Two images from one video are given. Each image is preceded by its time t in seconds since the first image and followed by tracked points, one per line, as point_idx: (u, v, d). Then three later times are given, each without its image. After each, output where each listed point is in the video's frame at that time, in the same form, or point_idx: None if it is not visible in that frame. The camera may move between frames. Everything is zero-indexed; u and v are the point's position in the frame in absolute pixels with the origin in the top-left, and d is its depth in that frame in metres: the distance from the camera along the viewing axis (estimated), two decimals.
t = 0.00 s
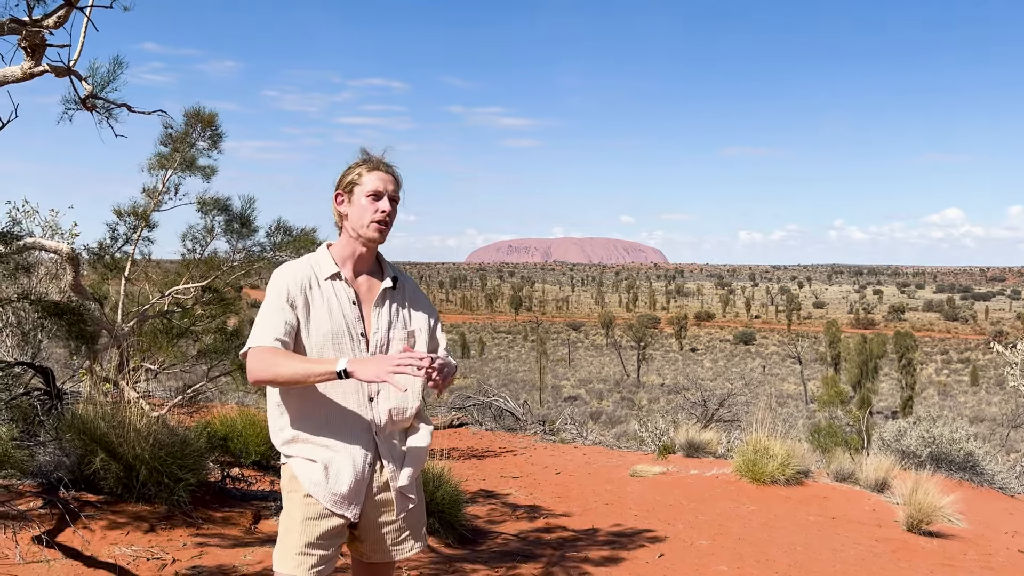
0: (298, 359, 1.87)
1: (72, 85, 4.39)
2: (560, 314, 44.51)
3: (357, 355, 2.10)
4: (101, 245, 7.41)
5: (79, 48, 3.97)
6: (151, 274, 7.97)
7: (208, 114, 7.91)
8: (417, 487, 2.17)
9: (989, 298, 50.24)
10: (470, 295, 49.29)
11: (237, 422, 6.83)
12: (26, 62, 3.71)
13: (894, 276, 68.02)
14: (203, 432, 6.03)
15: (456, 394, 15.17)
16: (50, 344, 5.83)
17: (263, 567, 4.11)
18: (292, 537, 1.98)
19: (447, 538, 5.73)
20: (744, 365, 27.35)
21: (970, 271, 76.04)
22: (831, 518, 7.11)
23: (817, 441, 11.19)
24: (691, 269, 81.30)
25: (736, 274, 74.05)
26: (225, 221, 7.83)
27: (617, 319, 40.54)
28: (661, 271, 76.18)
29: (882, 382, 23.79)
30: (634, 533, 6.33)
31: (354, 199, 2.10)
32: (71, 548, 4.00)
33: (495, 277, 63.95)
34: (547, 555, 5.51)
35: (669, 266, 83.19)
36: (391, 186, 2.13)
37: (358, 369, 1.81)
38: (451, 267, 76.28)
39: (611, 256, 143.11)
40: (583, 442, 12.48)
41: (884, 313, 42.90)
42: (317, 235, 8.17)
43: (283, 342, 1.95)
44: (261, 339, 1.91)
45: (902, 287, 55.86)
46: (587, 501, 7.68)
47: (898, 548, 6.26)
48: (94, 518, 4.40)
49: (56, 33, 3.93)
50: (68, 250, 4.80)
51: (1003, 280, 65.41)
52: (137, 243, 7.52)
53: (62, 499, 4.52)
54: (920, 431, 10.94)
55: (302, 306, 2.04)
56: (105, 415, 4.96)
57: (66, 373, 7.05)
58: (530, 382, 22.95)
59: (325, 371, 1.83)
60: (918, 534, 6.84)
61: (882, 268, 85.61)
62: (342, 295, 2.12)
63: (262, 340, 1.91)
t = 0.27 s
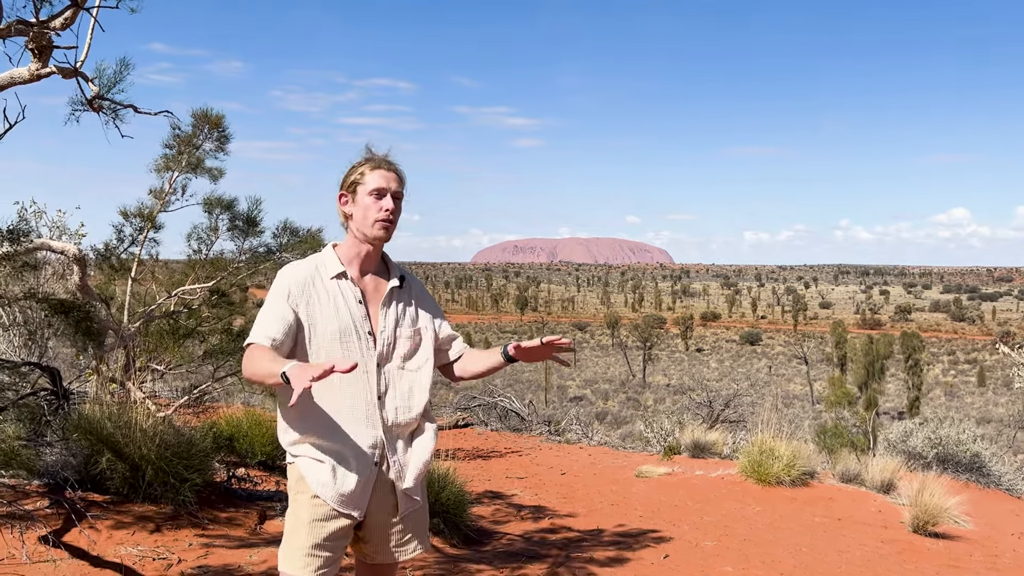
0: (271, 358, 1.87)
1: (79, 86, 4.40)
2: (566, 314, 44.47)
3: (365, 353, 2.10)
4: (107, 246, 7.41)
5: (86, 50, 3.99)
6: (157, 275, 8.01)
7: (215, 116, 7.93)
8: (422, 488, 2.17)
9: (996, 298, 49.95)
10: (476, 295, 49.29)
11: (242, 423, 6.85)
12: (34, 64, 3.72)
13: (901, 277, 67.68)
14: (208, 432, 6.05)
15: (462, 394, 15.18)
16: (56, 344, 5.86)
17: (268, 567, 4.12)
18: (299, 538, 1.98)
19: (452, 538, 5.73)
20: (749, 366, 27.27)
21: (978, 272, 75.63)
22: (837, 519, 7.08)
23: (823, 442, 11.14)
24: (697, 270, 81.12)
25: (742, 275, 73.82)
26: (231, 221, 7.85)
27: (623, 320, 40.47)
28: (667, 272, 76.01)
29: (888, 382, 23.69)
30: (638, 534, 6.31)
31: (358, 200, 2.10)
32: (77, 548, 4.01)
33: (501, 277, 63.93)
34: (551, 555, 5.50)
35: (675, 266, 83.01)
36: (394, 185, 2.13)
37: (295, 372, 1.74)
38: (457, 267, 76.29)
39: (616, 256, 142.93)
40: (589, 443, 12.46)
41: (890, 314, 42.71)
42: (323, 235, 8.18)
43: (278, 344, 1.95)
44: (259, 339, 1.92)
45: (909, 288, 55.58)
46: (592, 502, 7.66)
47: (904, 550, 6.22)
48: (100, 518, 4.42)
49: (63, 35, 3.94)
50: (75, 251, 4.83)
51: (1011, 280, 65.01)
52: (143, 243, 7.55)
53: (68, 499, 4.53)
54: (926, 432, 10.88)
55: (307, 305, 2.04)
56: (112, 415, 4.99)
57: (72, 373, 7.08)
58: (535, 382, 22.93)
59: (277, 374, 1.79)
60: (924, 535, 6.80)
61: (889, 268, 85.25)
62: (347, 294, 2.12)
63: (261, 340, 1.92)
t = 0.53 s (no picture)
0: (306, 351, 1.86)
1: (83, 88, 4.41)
2: (571, 315, 44.42)
3: (376, 354, 2.09)
4: (112, 247, 7.45)
5: (91, 51, 4.00)
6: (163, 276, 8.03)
7: (218, 117, 7.94)
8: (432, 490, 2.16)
9: (1004, 300, 49.65)
10: (481, 296, 49.29)
11: (247, 423, 6.85)
12: (39, 66, 3.73)
13: (907, 278, 67.37)
14: (214, 433, 6.06)
15: (467, 396, 15.17)
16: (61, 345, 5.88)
17: (272, 568, 4.12)
18: (310, 540, 1.98)
19: (457, 540, 5.72)
20: (755, 368, 27.19)
21: (985, 273, 75.20)
22: (843, 521, 7.04)
23: (829, 444, 11.09)
24: (702, 271, 80.92)
25: (748, 276, 73.58)
26: (236, 222, 7.87)
27: (628, 321, 40.39)
28: (673, 273, 75.84)
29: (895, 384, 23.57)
30: (643, 536, 6.29)
31: (350, 215, 2.11)
32: (83, 548, 4.02)
33: (506, 279, 63.92)
34: (556, 557, 5.49)
35: (680, 267, 82.83)
36: (382, 199, 2.08)
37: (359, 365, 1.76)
38: (462, 268, 76.32)
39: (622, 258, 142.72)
40: (594, 444, 12.44)
41: (897, 315, 42.51)
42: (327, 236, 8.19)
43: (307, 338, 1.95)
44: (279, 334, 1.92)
45: (916, 289, 55.29)
46: (598, 503, 7.64)
47: (911, 552, 6.18)
48: (106, 519, 4.43)
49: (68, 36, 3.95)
50: (80, 251, 4.84)
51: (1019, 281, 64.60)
52: (148, 245, 7.57)
53: (74, 500, 4.54)
54: (932, 434, 10.81)
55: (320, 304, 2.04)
56: (118, 416, 5.00)
57: (78, 374, 7.10)
58: (540, 383, 22.90)
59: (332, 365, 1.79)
60: (931, 538, 6.75)
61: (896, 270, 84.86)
62: (357, 294, 2.11)
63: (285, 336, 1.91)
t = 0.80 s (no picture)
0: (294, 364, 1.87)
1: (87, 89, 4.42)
2: (575, 317, 44.39)
3: (380, 357, 2.09)
4: (117, 248, 7.46)
5: (95, 53, 4.02)
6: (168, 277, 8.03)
7: (223, 118, 7.96)
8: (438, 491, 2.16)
9: (1009, 301, 49.42)
10: (485, 297, 49.28)
11: (252, 424, 6.87)
12: (44, 68, 3.75)
13: (913, 280, 67.13)
14: (219, 434, 6.08)
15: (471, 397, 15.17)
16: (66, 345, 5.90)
17: (276, 569, 4.12)
18: (315, 542, 1.99)
19: (461, 541, 5.71)
20: (759, 369, 27.12)
21: (990, 275, 74.90)
22: (847, 523, 7.01)
23: (833, 446, 11.06)
24: (707, 272, 80.77)
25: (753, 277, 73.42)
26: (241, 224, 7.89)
27: (632, 323, 40.34)
28: (677, 274, 75.72)
29: (899, 386, 23.49)
30: (647, 539, 6.28)
31: (359, 206, 2.11)
32: (87, 549, 4.03)
33: (510, 280, 63.91)
34: (559, 559, 5.48)
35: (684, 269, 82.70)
36: (393, 190, 2.10)
37: (328, 371, 1.75)
38: (466, 269, 76.34)
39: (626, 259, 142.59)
40: (598, 446, 12.42)
41: (902, 317, 42.36)
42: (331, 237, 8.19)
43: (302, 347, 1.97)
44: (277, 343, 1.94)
45: (921, 291, 55.08)
46: (602, 505, 7.63)
47: (915, 554, 6.16)
48: (111, 519, 4.44)
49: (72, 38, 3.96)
50: (84, 253, 4.86)
51: None
52: (153, 246, 7.59)
53: (79, 500, 4.56)
54: (937, 436, 10.76)
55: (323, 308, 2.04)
56: (122, 417, 5.01)
57: (83, 375, 7.12)
58: (544, 385, 22.87)
59: (307, 374, 1.80)
60: (935, 540, 6.73)
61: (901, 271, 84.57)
62: (361, 296, 2.12)
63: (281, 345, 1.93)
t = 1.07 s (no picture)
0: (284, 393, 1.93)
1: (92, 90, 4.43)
2: (578, 318, 44.35)
3: (386, 361, 2.08)
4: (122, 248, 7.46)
5: (100, 54, 4.02)
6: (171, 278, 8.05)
7: (228, 119, 7.97)
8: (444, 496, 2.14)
9: (1013, 303, 49.29)
10: (488, 299, 49.24)
11: (254, 425, 6.86)
12: (49, 68, 3.75)
13: (916, 282, 67.00)
14: (222, 435, 6.08)
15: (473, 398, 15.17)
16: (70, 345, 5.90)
17: (280, 569, 4.12)
18: (318, 542, 1.98)
19: (463, 542, 5.71)
20: (762, 371, 27.06)
21: (993, 277, 74.75)
22: (850, 525, 6.99)
23: (836, 448, 11.03)
24: (709, 273, 80.67)
25: (755, 279, 73.31)
26: (245, 225, 7.90)
27: (635, 324, 40.29)
28: (680, 276, 75.64)
29: (902, 388, 23.43)
30: (650, 540, 6.27)
31: (376, 200, 2.12)
32: (91, 549, 4.02)
33: (513, 281, 63.89)
34: (562, 560, 5.47)
35: (687, 270, 82.62)
36: (412, 185, 2.13)
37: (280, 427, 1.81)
38: (469, 271, 76.31)
39: (628, 260, 142.52)
40: (600, 448, 12.40)
41: (905, 319, 42.26)
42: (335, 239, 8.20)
43: (299, 361, 1.98)
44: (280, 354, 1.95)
45: (924, 292, 54.96)
46: (604, 506, 7.62)
47: (919, 556, 6.13)
48: (114, 520, 4.44)
49: (77, 39, 3.97)
50: (89, 253, 4.86)
51: None
52: (157, 247, 7.60)
53: (82, 500, 4.56)
54: (940, 438, 10.72)
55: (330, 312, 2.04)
56: (126, 416, 5.01)
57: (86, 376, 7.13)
58: (547, 386, 22.84)
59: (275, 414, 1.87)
60: (939, 542, 6.70)
61: (904, 273, 84.39)
62: (370, 298, 2.11)
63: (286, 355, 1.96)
